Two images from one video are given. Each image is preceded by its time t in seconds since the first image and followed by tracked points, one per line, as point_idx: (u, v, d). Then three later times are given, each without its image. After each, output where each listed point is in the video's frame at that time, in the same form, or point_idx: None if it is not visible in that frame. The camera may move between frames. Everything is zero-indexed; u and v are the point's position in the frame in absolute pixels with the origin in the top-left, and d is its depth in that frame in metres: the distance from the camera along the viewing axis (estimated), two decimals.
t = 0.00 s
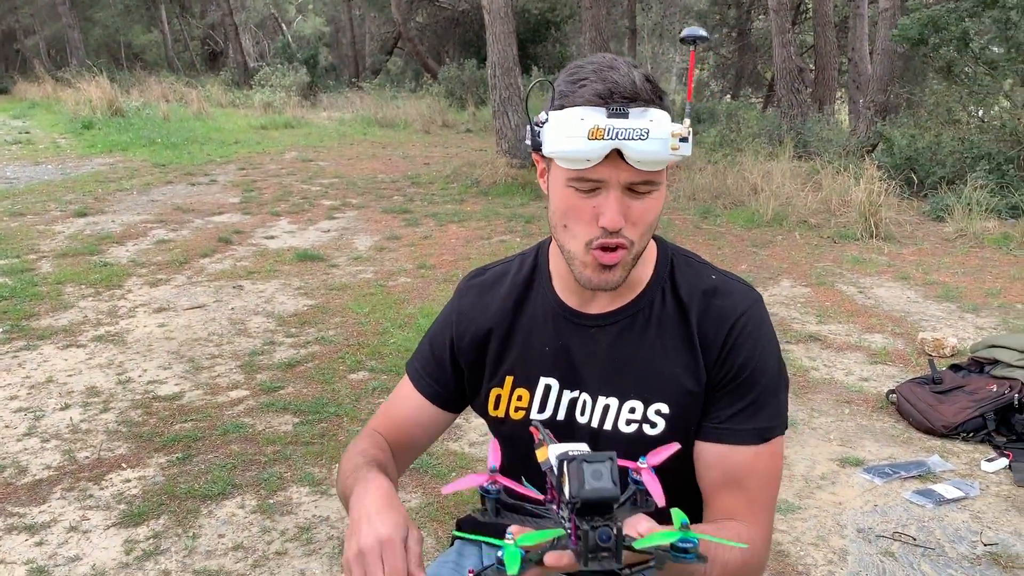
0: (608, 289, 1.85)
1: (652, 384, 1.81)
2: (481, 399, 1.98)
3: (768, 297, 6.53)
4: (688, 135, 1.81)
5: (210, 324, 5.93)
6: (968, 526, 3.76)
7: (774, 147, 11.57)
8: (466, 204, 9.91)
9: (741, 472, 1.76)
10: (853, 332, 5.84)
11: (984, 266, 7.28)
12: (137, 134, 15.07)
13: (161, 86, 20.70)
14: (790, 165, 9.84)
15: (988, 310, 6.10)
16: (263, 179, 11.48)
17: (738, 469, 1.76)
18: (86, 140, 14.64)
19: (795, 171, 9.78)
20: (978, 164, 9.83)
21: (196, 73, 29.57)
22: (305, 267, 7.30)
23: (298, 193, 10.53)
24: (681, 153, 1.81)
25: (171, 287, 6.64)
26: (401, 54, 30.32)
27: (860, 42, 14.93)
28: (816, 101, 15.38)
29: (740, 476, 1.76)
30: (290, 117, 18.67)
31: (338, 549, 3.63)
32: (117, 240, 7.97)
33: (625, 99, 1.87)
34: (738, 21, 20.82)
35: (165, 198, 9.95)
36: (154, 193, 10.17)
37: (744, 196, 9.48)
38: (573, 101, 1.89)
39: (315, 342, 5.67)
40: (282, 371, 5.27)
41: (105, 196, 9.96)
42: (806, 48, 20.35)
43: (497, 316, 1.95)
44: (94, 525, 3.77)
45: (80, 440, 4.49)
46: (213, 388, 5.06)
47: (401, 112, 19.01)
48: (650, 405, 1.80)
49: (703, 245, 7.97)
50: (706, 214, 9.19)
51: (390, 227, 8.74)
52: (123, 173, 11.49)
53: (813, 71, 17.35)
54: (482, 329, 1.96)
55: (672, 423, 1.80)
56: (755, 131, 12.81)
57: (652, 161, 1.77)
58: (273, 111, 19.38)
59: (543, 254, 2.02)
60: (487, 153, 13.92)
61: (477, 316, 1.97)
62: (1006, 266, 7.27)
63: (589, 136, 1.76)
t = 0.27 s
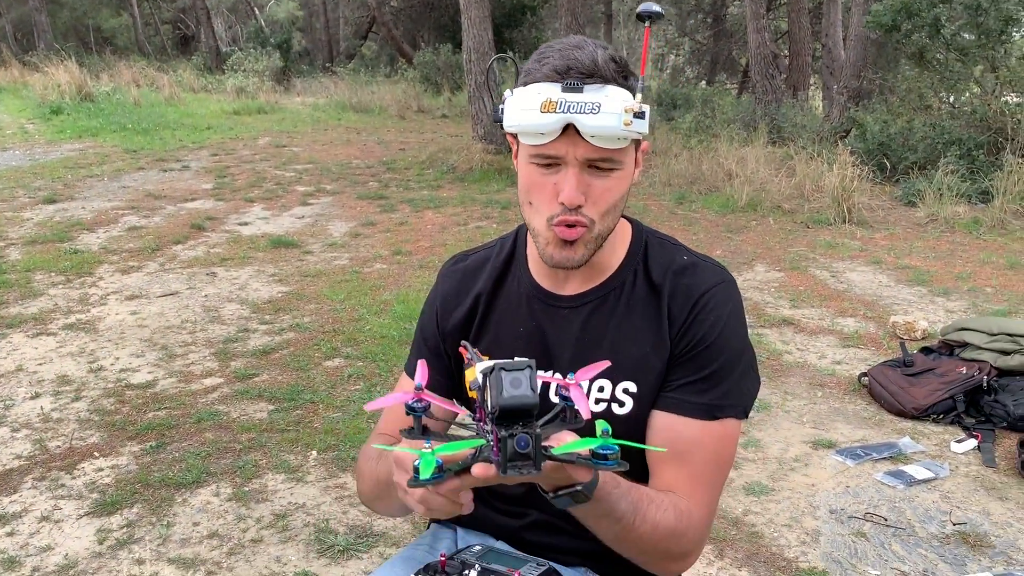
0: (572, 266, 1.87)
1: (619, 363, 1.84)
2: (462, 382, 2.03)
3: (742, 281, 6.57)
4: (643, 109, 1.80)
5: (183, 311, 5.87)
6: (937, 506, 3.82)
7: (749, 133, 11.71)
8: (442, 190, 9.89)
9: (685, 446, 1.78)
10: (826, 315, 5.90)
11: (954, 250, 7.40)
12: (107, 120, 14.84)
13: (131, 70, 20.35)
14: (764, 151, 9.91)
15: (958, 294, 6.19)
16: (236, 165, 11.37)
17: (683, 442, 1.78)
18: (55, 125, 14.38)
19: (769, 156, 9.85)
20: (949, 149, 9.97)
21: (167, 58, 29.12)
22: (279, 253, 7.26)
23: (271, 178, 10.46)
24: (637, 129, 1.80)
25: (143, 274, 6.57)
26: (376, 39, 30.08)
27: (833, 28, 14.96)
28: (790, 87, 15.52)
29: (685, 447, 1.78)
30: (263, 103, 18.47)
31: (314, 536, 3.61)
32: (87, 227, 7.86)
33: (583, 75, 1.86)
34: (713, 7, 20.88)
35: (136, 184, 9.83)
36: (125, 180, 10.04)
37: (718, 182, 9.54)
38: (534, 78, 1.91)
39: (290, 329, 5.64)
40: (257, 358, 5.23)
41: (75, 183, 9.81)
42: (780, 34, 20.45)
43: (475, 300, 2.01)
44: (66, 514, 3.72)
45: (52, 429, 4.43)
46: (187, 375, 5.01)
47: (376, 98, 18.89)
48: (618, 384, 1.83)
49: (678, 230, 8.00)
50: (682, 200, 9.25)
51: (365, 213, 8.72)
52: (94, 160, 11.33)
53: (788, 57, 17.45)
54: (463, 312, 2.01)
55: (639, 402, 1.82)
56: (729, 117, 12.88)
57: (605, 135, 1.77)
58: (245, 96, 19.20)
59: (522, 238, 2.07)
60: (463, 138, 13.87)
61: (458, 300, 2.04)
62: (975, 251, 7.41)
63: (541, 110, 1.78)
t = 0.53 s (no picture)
0: (546, 249, 1.85)
1: (593, 343, 1.84)
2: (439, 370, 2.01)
3: (717, 269, 6.62)
4: (615, 93, 1.76)
5: (157, 302, 5.81)
6: (909, 489, 3.86)
7: (724, 121, 11.81)
8: (418, 178, 9.86)
9: (657, 422, 1.76)
10: (800, 302, 5.96)
11: (926, 236, 7.51)
12: (78, 108, 14.61)
13: (102, 58, 20.03)
14: (740, 139, 9.98)
15: (929, 279, 6.27)
16: (210, 154, 11.26)
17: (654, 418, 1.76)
18: (24, 114, 14.12)
19: (744, 144, 9.91)
20: (922, 136, 10.07)
21: (139, 45, 28.70)
22: (254, 243, 7.21)
23: (245, 167, 10.38)
24: (609, 113, 1.77)
25: (116, 265, 6.50)
26: (351, 26, 29.89)
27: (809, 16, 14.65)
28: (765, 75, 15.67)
29: (654, 423, 1.75)
30: (238, 92, 18.29)
31: (290, 526, 3.56)
32: (58, 217, 7.75)
33: (553, 60, 1.81)
34: None
35: (108, 173, 9.71)
36: (97, 169, 9.91)
37: (694, 169, 9.59)
38: (504, 64, 1.85)
39: (264, 319, 5.61)
40: (231, 348, 5.19)
41: (45, 172, 9.65)
42: (756, 22, 20.58)
43: (450, 284, 2.00)
44: (38, 507, 3.65)
45: (22, 422, 4.35)
46: (160, 366, 4.95)
47: (352, 86, 18.82)
48: (592, 363, 1.83)
49: (655, 218, 8.03)
50: (658, 187, 9.31)
51: (341, 202, 8.68)
52: (64, 148, 11.17)
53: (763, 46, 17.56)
54: (437, 298, 2.00)
55: (612, 381, 1.82)
56: (705, 105, 12.95)
57: (577, 120, 1.74)
58: (218, 84, 19.03)
59: (496, 225, 2.07)
60: (439, 127, 13.83)
61: (432, 285, 2.02)
62: (946, 237, 7.52)
63: (514, 96, 1.74)
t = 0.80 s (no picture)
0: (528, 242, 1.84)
1: (575, 331, 1.84)
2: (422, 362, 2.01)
3: (698, 261, 6.65)
4: (595, 90, 1.75)
5: (136, 296, 5.76)
6: (888, 478, 3.89)
7: (706, 113, 11.85)
8: (400, 171, 9.83)
9: (635, 405, 1.75)
10: (780, 294, 6.00)
11: (905, 228, 7.57)
12: (54, 101, 14.44)
13: (80, 50, 19.80)
14: (721, 131, 10.02)
15: (907, 271, 6.32)
16: (189, 146, 11.17)
17: (634, 403, 1.75)
18: None
19: (725, 136, 9.95)
20: (901, 128, 10.11)
21: (117, 36, 28.40)
22: (233, 237, 7.17)
23: (224, 160, 10.31)
24: (590, 109, 1.75)
25: (94, 259, 6.44)
26: (332, 17, 29.73)
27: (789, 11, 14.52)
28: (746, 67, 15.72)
29: (633, 408, 1.75)
30: (219, 85, 18.15)
31: (271, 521, 3.51)
32: (34, 211, 7.67)
33: (534, 57, 1.80)
34: None
35: (86, 167, 9.62)
36: (75, 163, 9.81)
37: (676, 162, 9.63)
38: (485, 58, 1.84)
39: (245, 313, 5.59)
40: (211, 343, 5.16)
41: (22, 166, 9.54)
42: (737, 15, 20.66)
43: (432, 277, 1.99)
44: (16, 504, 3.58)
45: None
46: (140, 361, 4.91)
47: (332, 78, 18.74)
48: (573, 352, 1.83)
49: (636, 210, 8.05)
50: (640, 179, 9.33)
51: (322, 195, 8.65)
52: (41, 142, 11.04)
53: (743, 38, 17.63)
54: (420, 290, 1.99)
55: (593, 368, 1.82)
56: (687, 98, 13.01)
57: (558, 116, 1.72)
58: (197, 77, 18.88)
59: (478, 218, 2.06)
60: (420, 119, 13.79)
61: (413, 278, 2.00)
62: (925, 228, 7.59)
63: (495, 93, 1.72)
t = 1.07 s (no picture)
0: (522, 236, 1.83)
1: (563, 326, 1.83)
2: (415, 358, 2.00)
3: (687, 258, 6.67)
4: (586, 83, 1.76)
5: (123, 294, 5.74)
6: (875, 474, 3.91)
7: (695, 111, 11.89)
8: (389, 168, 9.82)
9: (621, 400, 1.75)
10: (768, 290, 6.03)
11: (892, 225, 7.61)
12: (40, 98, 14.34)
13: (66, 46, 19.67)
14: (710, 129, 10.05)
15: (895, 267, 6.35)
16: (177, 143, 11.13)
17: (620, 398, 1.75)
18: None
19: (714, 133, 9.98)
20: (889, 126, 10.18)
21: (104, 33, 28.23)
22: (222, 234, 7.14)
23: (212, 157, 10.27)
24: (581, 102, 1.76)
25: (81, 257, 6.41)
26: (321, 14, 29.64)
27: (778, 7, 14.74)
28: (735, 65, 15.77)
29: (618, 403, 1.75)
30: (207, 82, 18.08)
31: (259, 519, 3.50)
32: (21, 209, 7.62)
33: (526, 51, 1.78)
34: None
35: (73, 164, 9.56)
36: (62, 160, 9.75)
37: (665, 159, 9.65)
38: (477, 51, 1.84)
39: (233, 311, 5.57)
40: (199, 341, 5.14)
41: (8, 163, 9.47)
42: (726, 13, 20.74)
43: (423, 273, 1.98)
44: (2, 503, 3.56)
45: None
46: (127, 360, 4.88)
47: (321, 74, 18.69)
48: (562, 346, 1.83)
49: (625, 207, 8.06)
50: (629, 177, 9.35)
51: (310, 192, 8.62)
52: (27, 139, 10.97)
53: (731, 36, 17.67)
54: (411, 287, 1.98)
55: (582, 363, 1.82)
56: (676, 96, 13.04)
57: (550, 110, 1.72)
58: (185, 73, 18.79)
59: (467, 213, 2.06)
60: (410, 116, 13.77)
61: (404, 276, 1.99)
62: (912, 225, 7.63)
63: (487, 87, 1.72)
